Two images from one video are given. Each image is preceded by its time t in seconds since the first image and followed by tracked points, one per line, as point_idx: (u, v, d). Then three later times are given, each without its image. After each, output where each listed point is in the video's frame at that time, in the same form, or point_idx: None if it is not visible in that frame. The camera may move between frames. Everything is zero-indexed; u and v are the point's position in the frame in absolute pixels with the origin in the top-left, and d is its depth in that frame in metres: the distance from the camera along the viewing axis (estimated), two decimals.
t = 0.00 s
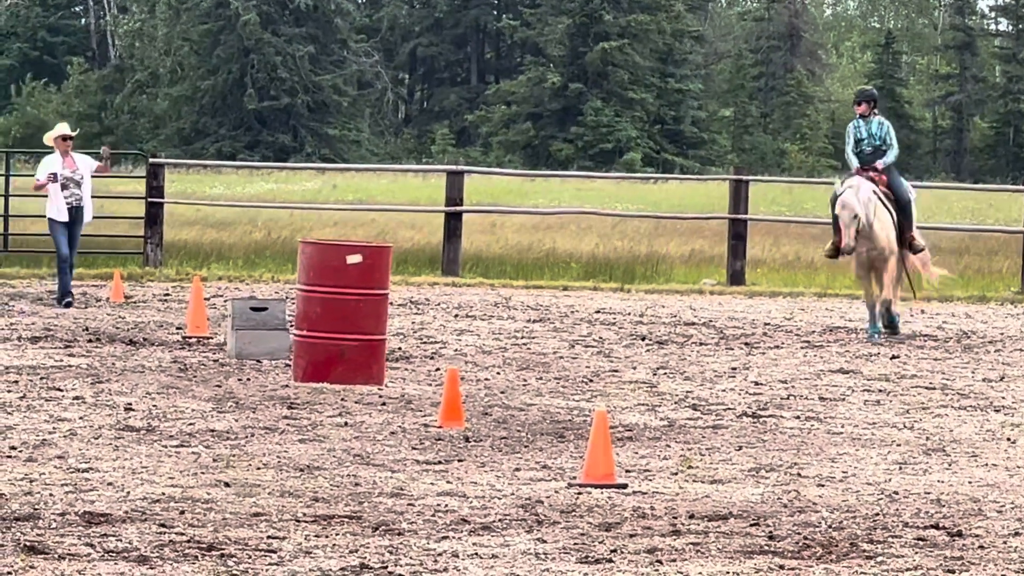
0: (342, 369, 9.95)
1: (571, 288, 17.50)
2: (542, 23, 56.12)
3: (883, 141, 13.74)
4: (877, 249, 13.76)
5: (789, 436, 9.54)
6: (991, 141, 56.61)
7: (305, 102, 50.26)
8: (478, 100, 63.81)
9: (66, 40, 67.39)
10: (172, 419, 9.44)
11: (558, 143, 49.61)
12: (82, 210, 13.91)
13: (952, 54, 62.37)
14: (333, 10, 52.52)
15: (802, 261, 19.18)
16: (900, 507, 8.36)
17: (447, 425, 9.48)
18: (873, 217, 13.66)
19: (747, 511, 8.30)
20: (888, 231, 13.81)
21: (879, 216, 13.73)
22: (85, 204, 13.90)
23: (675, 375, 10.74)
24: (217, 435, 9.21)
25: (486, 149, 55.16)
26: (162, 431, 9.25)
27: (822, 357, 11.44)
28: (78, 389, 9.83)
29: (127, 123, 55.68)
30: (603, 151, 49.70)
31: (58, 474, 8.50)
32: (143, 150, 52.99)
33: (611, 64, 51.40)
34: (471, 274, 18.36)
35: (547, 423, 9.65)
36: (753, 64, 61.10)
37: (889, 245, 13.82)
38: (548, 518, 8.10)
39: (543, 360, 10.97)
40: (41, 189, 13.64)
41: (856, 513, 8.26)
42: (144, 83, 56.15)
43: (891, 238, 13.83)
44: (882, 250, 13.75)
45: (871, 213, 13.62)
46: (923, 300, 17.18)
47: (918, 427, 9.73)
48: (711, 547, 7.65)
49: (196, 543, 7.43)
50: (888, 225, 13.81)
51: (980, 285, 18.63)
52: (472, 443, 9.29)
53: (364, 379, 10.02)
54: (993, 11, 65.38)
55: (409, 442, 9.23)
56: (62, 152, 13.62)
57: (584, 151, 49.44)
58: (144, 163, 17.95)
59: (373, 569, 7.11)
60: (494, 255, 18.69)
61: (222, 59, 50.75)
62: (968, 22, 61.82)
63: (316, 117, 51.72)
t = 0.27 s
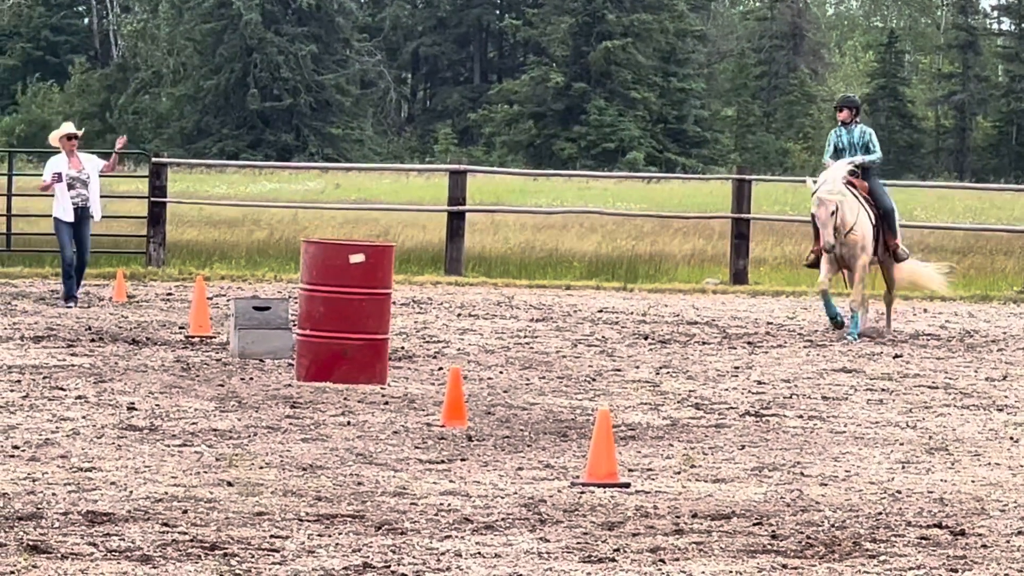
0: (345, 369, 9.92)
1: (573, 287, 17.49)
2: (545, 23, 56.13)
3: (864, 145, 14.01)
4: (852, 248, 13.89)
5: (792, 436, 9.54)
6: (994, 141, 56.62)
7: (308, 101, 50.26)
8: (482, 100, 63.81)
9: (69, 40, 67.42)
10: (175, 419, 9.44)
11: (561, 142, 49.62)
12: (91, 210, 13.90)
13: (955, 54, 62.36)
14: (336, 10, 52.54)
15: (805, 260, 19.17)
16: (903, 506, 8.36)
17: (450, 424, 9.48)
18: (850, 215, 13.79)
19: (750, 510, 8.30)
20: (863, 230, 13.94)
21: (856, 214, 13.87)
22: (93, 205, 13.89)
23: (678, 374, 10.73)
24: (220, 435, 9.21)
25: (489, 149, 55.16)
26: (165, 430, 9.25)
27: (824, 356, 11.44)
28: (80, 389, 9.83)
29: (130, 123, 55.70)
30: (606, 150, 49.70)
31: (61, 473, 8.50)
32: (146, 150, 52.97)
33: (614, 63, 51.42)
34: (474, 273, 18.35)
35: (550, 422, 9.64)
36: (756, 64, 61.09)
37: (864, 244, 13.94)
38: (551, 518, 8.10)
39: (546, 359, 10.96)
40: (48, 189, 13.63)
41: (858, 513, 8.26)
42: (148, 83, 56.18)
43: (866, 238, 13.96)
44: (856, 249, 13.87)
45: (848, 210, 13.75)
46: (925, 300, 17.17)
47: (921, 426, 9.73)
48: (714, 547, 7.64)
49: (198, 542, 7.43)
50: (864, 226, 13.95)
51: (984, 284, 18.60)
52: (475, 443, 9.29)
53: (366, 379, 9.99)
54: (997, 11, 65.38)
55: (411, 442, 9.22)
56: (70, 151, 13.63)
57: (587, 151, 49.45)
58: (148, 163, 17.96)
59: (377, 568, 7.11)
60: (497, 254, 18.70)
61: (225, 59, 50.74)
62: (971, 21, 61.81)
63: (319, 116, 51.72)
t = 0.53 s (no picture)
0: (348, 370, 9.87)
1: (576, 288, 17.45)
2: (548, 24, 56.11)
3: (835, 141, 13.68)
4: (823, 250, 13.62)
5: (796, 436, 9.54)
6: (995, 141, 56.67)
7: (310, 103, 50.25)
8: (484, 101, 63.82)
9: (71, 41, 67.37)
10: (178, 419, 9.43)
11: (563, 143, 49.63)
12: (94, 210, 13.82)
13: (957, 55, 62.38)
14: (339, 11, 52.54)
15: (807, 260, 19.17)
16: (906, 506, 8.36)
17: (453, 425, 9.49)
18: (821, 217, 13.51)
19: (753, 511, 8.30)
20: (836, 231, 13.64)
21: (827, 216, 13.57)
22: (96, 205, 13.80)
23: (681, 374, 10.73)
24: (223, 435, 9.20)
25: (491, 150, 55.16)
26: (168, 432, 9.24)
27: (827, 357, 11.44)
28: (83, 389, 9.83)
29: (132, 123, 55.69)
30: (608, 151, 49.72)
31: (64, 474, 8.50)
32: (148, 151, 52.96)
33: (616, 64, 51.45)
34: (476, 274, 18.34)
35: (553, 423, 9.64)
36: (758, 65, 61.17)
37: (838, 246, 13.66)
38: (554, 518, 8.11)
39: (548, 360, 10.96)
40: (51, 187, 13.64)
41: (862, 513, 8.26)
42: (150, 83, 56.18)
43: (840, 240, 13.67)
44: (828, 251, 13.60)
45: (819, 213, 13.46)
46: (927, 301, 17.15)
47: (924, 426, 9.73)
48: (718, 546, 7.64)
49: (201, 543, 7.42)
50: (837, 227, 13.65)
51: (986, 285, 18.60)
52: (478, 443, 9.29)
53: (369, 379, 9.95)
54: (999, 12, 65.41)
55: (415, 442, 9.23)
56: (74, 151, 13.62)
57: (589, 152, 49.47)
58: (150, 164, 17.94)
59: (380, 568, 7.11)
60: (500, 255, 18.68)
61: (228, 59, 50.72)
62: (973, 22, 61.84)
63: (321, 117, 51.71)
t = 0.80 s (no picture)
0: (350, 370, 9.85)
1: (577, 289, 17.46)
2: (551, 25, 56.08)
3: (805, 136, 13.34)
4: (777, 240, 13.21)
5: (798, 436, 9.54)
6: (998, 142, 56.66)
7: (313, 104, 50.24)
8: (487, 103, 63.79)
9: (74, 42, 67.36)
10: (181, 419, 9.43)
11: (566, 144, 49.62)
12: (100, 212, 13.72)
13: (960, 56, 62.35)
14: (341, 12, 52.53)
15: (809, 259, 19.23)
16: (909, 506, 8.36)
17: (455, 424, 9.48)
18: (776, 205, 13.15)
19: (755, 511, 8.31)
20: (792, 224, 13.26)
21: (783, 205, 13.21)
22: (100, 207, 13.69)
23: (683, 374, 10.73)
24: (225, 436, 9.21)
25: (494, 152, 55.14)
26: (170, 432, 9.25)
27: (830, 357, 11.45)
28: (86, 390, 9.83)
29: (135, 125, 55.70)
30: (611, 152, 49.74)
31: (66, 474, 8.50)
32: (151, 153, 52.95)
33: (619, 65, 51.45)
34: (479, 274, 18.38)
35: (556, 422, 9.64)
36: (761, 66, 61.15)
37: (794, 240, 13.26)
38: (556, 518, 8.11)
39: (551, 360, 10.96)
40: (58, 189, 13.68)
41: (865, 513, 8.26)
42: (153, 85, 56.19)
43: (796, 233, 13.28)
44: (785, 247, 13.22)
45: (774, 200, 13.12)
46: (930, 301, 17.17)
47: (927, 426, 9.73)
48: (720, 546, 7.65)
49: (204, 543, 7.42)
50: (793, 219, 13.27)
51: (988, 285, 18.67)
52: (480, 443, 9.29)
53: (372, 379, 9.94)
54: (1002, 12, 65.38)
55: (417, 442, 9.23)
56: (81, 153, 13.65)
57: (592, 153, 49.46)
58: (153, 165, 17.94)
59: (383, 568, 7.11)
60: (504, 257, 18.69)
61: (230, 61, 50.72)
62: (976, 23, 61.82)
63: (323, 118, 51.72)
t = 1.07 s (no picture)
0: (355, 371, 9.84)
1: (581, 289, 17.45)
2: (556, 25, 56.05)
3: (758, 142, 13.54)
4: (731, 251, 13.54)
5: (803, 436, 9.54)
6: (1003, 142, 56.65)
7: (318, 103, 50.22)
8: (491, 102, 63.76)
9: (78, 43, 67.31)
10: (186, 420, 9.43)
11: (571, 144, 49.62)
12: (110, 212, 13.64)
13: (964, 55, 62.33)
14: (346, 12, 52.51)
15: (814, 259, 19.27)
16: (913, 507, 8.36)
17: (460, 425, 9.48)
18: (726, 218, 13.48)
19: (760, 511, 8.30)
20: (741, 230, 13.54)
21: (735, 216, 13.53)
22: (110, 206, 13.62)
23: (688, 375, 10.73)
24: (230, 437, 9.21)
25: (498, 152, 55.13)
26: (175, 433, 9.25)
27: (835, 357, 11.44)
28: (91, 390, 9.83)
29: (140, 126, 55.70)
30: (615, 152, 49.74)
31: (70, 475, 8.51)
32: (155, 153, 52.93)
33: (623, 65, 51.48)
34: (483, 275, 18.40)
35: (561, 423, 9.64)
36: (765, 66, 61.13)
37: (743, 246, 13.55)
38: (561, 519, 8.11)
39: (556, 361, 10.97)
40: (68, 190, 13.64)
41: (869, 513, 8.26)
42: (156, 85, 56.30)
43: (746, 240, 13.55)
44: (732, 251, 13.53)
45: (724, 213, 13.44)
46: (934, 301, 17.19)
47: (931, 427, 9.73)
48: (725, 547, 7.65)
49: (209, 543, 7.42)
50: (747, 227, 13.57)
51: (993, 285, 18.70)
52: (485, 444, 9.29)
53: (376, 380, 9.93)
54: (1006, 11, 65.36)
55: (422, 443, 9.23)
56: (91, 154, 13.61)
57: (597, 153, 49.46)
58: (158, 165, 17.94)
59: (387, 568, 7.11)
60: (510, 257, 18.72)
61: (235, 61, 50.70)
62: (981, 22, 61.79)
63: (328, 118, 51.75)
